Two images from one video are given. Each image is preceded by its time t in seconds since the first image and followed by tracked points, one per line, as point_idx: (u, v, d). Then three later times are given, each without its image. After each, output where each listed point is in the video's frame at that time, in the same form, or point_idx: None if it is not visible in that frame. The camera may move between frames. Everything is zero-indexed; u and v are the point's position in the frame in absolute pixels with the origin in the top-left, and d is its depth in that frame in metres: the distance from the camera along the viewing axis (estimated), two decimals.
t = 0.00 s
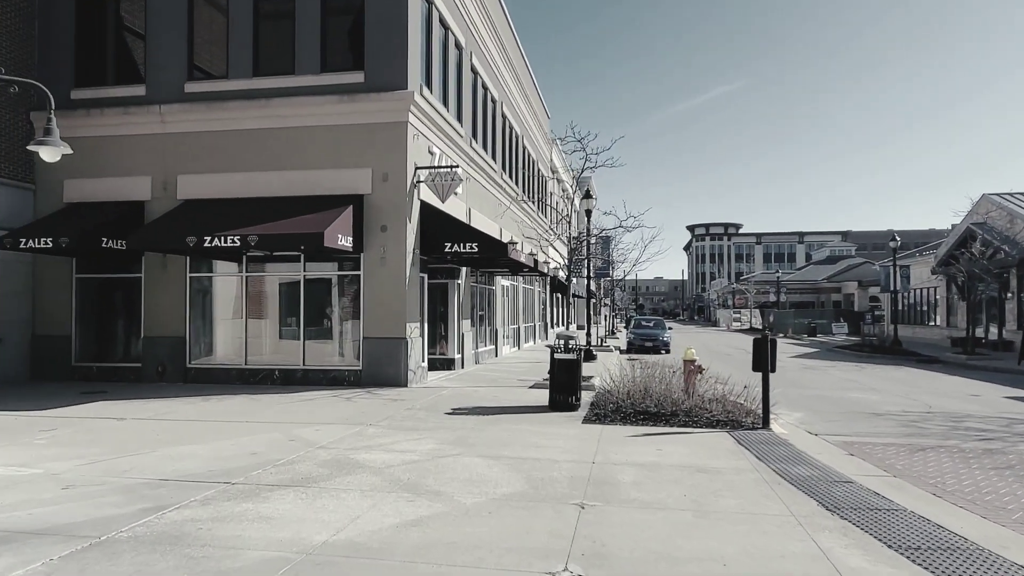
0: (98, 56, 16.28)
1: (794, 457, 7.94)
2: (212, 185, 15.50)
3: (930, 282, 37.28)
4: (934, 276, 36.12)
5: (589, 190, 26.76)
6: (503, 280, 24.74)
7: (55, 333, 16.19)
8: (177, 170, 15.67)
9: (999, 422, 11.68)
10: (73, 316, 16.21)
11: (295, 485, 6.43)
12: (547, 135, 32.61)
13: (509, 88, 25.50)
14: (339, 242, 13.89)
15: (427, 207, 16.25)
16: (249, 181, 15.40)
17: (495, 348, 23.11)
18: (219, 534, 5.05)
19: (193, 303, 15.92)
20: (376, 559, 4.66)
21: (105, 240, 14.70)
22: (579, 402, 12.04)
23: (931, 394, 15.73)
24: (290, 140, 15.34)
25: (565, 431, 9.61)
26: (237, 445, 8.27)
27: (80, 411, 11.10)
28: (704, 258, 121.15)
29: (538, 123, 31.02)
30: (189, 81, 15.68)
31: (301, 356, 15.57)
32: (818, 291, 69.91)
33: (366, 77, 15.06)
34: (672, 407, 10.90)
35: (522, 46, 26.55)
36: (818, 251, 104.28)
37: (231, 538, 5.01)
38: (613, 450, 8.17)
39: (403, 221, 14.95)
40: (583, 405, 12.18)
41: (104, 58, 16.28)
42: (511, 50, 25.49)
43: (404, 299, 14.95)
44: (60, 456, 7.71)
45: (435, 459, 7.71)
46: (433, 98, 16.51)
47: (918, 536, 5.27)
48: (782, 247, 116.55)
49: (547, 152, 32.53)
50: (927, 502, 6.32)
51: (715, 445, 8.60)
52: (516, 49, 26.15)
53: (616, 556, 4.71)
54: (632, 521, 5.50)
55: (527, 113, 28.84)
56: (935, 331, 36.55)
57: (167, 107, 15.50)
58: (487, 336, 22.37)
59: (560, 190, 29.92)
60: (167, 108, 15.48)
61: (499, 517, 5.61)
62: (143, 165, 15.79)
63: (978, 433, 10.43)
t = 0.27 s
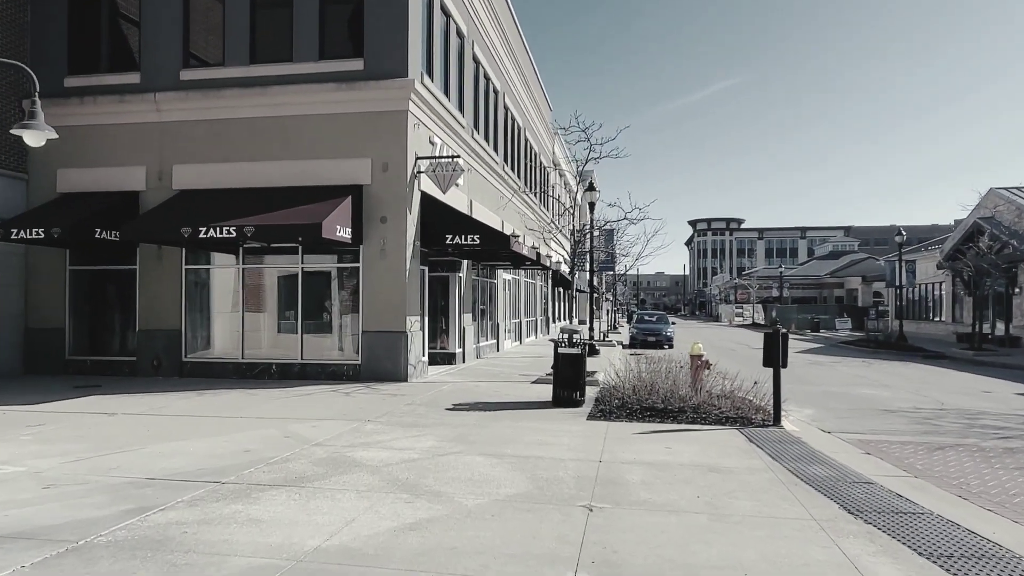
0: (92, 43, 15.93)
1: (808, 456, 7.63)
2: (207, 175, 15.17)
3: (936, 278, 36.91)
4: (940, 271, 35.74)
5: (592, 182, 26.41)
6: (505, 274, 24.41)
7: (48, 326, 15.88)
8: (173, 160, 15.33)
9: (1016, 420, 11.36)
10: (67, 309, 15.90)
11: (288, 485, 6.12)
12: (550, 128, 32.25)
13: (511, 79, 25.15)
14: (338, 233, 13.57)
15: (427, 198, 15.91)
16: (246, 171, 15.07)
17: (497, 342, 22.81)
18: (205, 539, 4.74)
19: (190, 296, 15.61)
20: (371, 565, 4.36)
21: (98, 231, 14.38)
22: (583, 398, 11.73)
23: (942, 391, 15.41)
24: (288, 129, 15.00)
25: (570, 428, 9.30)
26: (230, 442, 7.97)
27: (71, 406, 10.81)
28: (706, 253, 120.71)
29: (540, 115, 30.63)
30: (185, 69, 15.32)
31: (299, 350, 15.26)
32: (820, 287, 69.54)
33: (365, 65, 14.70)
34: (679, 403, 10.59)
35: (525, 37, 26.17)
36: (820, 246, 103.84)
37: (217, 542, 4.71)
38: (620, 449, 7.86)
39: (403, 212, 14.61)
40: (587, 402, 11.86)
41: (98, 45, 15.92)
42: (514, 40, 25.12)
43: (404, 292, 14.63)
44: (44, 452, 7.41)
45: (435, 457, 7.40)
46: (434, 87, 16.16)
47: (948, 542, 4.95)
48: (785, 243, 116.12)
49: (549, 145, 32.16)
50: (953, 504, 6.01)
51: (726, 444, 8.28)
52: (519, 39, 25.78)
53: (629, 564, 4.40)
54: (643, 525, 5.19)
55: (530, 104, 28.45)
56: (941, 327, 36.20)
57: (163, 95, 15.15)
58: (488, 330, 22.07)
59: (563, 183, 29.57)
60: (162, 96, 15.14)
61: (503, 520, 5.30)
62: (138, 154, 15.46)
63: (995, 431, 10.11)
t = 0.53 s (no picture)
0: (86, 33, 15.58)
1: (826, 463, 7.30)
2: (204, 169, 14.83)
3: (942, 275, 36.51)
4: (947, 268, 35.33)
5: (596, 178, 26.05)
6: (507, 271, 24.08)
7: (42, 323, 15.59)
8: (168, 153, 15.01)
9: None
10: (61, 306, 15.61)
11: (280, 493, 5.80)
12: (552, 123, 31.88)
13: (514, 73, 24.78)
14: (336, 229, 13.24)
15: (429, 193, 15.57)
16: (243, 166, 14.73)
17: (499, 340, 22.49)
18: (188, 555, 4.41)
19: (186, 292, 15.31)
20: None
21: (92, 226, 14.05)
22: (588, 399, 11.39)
23: (954, 391, 15.05)
24: (286, 122, 14.66)
25: (575, 430, 8.97)
26: (222, 445, 7.66)
27: (61, 406, 10.51)
28: (708, 250, 120.21)
29: (543, 110, 30.25)
30: (180, 60, 14.99)
31: (298, 348, 14.95)
32: (824, 284, 69.15)
33: (365, 56, 14.36)
34: (688, 405, 10.25)
35: (527, 30, 25.80)
36: (824, 243, 103.37)
37: (199, 558, 4.39)
38: (628, 454, 7.54)
39: (403, 207, 14.27)
40: (592, 402, 11.53)
41: (92, 35, 15.58)
42: (516, 33, 24.74)
43: (404, 289, 14.31)
44: (27, 456, 7.11)
45: (435, 463, 7.07)
46: (436, 80, 15.80)
47: (984, 560, 4.62)
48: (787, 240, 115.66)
49: (552, 140, 31.81)
50: (983, 516, 5.67)
51: (738, 448, 7.95)
52: (521, 32, 25.39)
53: None
54: (656, 540, 4.87)
55: (532, 99, 28.07)
56: (947, 325, 35.80)
57: (158, 87, 14.82)
58: (491, 328, 21.75)
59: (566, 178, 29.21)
60: (157, 88, 14.81)
61: (506, 534, 4.97)
62: (133, 148, 15.14)
63: (1015, 435, 9.76)
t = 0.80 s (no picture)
0: (83, 20, 15.27)
1: (846, 465, 7.01)
2: (202, 159, 14.53)
3: (949, 271, 36.16)
4: (954, 264, 34.96)
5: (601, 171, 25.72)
6: (511, 265, 23.78)
7: (39, 316, 15.33)
8: (167, 143, 14.71)
9: None
10: (58, 298, 15.34)
11: (276, 496, 5.52)
12: (556, 116, 31.53)
13: (518, 64, 24.42)
14: (338, 220, 12.94)
15: (432, 185, 15.27)
16: (243, 156, 14.43)
17: (502, 335, 22.21)
18: (178, 564, 4.14)
19: (185, 285, 15.04)
20: None
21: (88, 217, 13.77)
22: (595, 395, 11.11)
23: (968, 389, 14.74)
24: (286, 111, 14.35)
25: (584, 429, 8.69)
26: (218, 443, 7.39)
27: (55, 401, 10.24)
28: (711, 245, 119.77)
29: (548, 103, 29.89)
30: (178, 47, 14.67)
31: (298, 342, 14.67)
32: (828, 280, 68.76)
33: (367, 44, 14.03)
34: (698, 403, 9.96)
35: (532, 21, 25.42)
36: (827, 239, 102.91)
37: (189, 566, 4.12)
38: (639, 454, 7.26)
39: (406, 198, 13.96)
40: (599, 399, 11.24)
41: (89, 22, 15.26)
42: (521, 24, 24.38)
43: (407, 283, 14.01)
44: (15, 454, 6.84)
45: (439, 463, 6.79)
46: (440, 69, 15.47)
47: None
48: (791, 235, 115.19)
49: (556, 133, 31.45)
50: (1018, 523, 5.38)
51: (753, 449, 7.66)
52: (526, 23, 25.02)
53: None
54: (676, 548, 4.58)
55: (537, 91, 27.71)
56: (954, 322, 35.44)
57: (156, 75, 14.51)
58: (494, 322, 21.46)
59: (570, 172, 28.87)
60: (155, 76, 14.50)
61: (516, 541, 4.69)
62: (130, 137, 14.84)
63: None
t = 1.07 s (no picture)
0: (76, 8, 14.92)
1: (864, 469, 6.74)
2: (199, 150, 14.23)
3: (954, 266, 35.86)
4: (959, 259, 34.66)
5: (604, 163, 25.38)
6: (513, 258, 23.49)
7: (33, 309, 15.06)
8: (163, 133, 14.40)
9: None
10: (53, 291, 15.07)
11: (271, 503, 5.26)
12: (558, 107, 31.15)
13: (521, 54, 24.04)
14: (338, 212, 12.66)
15: (433, 177, 14.96)
16: (240, 146, 14.12)
17: (504, 329, 21.95)
18: None
19: (181, 278, 14.76)
20: None
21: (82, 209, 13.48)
22: (600, 393, 10.83)
23: (978, 387, 14.48)
24: (284, 100, 14.04)
25: (590, 429, 8.43)
26: (211, 444, 7.12)
27: (47, 397, 9.99)
28: (712, 238, 119.38)
29: (550, 94, 29.53)
30: (174, 35, 14.34)
31: (296, 336, 14.41)
32: (829, 274, 68.46)
33: (368, 32, 13.70)
34: (707, 402, 9.68)
35: (535, 10, 25.02)
36: (829, 232, 102.58)
37: None
38: (650, 457, 6.99)
39: (407, 190, 13.66)
40: (604, 397, 10.97)
41: (83, 9, 14.92)
42: (524, 13, 23.98)
43: (408, 276, 13.73)
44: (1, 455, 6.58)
45: (442, 466, 6.53)
46: (442, 58, 15.14)
47: None
48: (792, 229, 114.81)
49: (558, 125, 31.09)
50: None
51: (766, 451, 7.39)
52: (529, 13, 24.62)
53: None
54: (694, 562, 4.33)
55: (539, 82, 27.35)
56: (959, 317, 35.15)
57: (151, 63, 14.19)
58: (495, 316, 21.21)
59: (572, 164, 28.52)
60: (150, 64, 14.17)
61: (524, 554, 4.43)
62: (125, 127, 14.53)
63: None
